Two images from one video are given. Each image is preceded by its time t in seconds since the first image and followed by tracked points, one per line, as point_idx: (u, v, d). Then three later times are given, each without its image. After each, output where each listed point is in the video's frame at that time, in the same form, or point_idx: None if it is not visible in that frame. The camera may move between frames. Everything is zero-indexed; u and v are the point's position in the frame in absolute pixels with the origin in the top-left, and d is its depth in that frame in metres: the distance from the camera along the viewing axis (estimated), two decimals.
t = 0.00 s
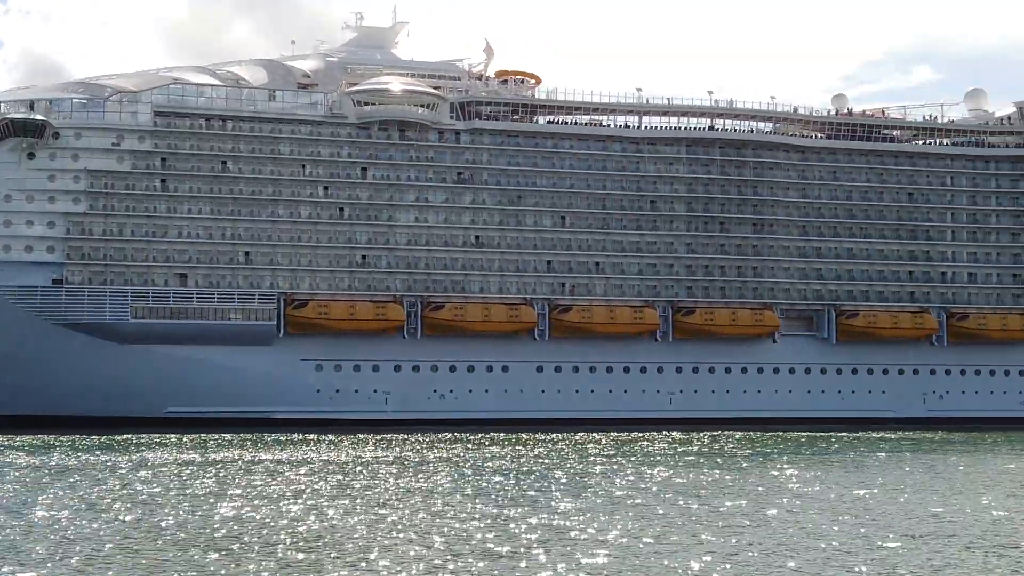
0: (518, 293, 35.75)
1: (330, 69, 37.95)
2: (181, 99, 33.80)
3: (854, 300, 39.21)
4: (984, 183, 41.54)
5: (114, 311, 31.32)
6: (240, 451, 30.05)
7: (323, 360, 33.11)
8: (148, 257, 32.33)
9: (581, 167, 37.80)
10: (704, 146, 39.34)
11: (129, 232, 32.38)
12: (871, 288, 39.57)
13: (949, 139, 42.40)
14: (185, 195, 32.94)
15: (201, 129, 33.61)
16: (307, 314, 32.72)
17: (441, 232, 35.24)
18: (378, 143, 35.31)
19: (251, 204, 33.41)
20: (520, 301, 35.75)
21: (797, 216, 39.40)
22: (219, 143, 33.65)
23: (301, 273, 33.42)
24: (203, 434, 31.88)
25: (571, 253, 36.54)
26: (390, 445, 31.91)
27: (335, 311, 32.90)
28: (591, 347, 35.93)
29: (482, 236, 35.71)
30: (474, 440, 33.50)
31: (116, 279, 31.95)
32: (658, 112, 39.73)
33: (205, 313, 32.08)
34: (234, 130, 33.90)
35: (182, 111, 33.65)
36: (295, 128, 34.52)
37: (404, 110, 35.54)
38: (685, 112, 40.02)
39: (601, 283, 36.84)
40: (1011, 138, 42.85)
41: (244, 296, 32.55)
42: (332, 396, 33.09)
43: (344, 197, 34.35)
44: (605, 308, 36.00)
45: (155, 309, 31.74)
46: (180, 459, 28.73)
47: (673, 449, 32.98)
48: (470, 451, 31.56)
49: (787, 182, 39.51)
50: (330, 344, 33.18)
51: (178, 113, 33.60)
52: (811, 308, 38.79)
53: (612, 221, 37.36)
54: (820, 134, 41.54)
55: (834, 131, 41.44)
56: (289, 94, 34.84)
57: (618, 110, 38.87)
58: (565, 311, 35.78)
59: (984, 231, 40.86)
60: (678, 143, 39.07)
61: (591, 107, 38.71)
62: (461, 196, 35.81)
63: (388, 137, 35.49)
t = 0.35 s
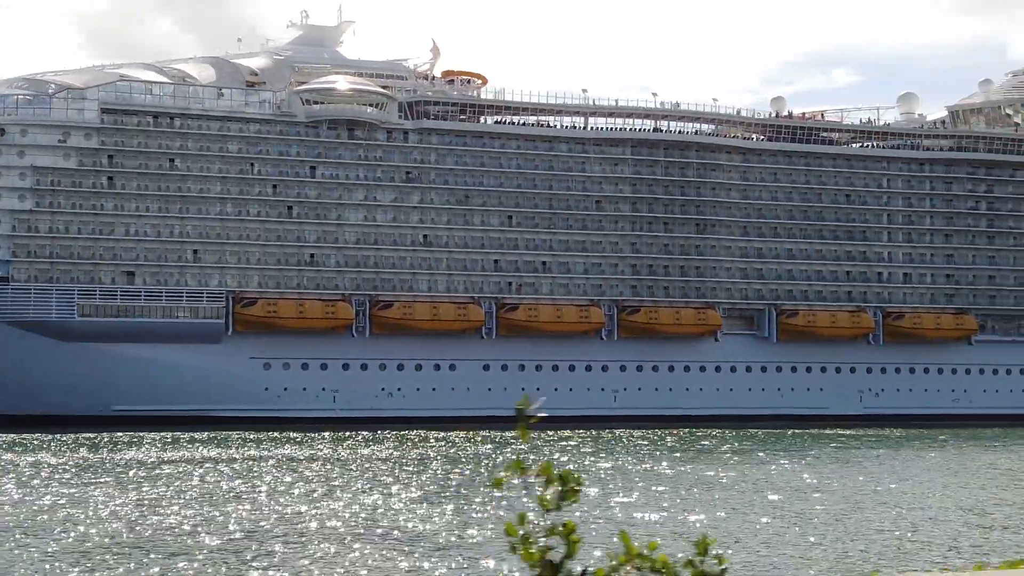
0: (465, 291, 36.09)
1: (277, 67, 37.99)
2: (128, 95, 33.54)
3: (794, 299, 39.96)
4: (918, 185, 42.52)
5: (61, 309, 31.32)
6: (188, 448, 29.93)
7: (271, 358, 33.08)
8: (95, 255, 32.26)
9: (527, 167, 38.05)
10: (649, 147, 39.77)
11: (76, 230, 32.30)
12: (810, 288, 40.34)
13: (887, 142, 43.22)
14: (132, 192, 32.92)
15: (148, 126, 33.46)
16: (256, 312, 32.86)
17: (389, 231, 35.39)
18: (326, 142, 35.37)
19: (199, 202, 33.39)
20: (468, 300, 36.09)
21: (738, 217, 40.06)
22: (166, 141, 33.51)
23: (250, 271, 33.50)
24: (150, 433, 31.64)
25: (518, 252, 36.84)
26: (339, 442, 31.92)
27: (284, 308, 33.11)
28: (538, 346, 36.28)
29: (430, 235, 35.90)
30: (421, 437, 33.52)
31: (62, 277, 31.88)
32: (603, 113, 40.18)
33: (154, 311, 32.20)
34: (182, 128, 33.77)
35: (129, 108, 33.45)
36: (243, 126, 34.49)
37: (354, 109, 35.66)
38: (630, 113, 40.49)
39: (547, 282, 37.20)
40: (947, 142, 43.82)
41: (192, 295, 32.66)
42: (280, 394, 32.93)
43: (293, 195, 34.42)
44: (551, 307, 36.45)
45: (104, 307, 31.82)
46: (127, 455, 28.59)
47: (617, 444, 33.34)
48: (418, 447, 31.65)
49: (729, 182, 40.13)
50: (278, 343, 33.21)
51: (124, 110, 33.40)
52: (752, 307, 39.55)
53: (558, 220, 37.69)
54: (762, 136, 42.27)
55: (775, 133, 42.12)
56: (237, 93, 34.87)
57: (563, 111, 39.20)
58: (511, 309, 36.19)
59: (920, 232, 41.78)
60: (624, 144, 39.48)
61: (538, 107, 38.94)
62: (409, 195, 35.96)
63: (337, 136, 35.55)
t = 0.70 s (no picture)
0: (412, 289, 36.24)
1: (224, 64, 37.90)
2: (74, 91, 33.40)
3: (734, 298, 40.67)
4: (855, 186, 43.39)
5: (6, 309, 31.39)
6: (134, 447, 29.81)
7: (217, 356, 32.99)
8: (40, 252, 32.06)
9: (473, 166, 38.25)
10: (593, 147, 40.16)
11: (21, 228, 32.08)
12: (750, 287, 41.05)
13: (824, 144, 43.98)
14: (78, 190, 32.81)
15: (94, 123, 33.35)
16: (203, 310, 32.79)
17: (337, 229, 35.45)
18: (273, 140, 35.35)
19: (146, 201, 33.40)
20: (414, 298, 36.24)
21: (681, 217, 40.62)
22: (112, 138, 33.49)
23: (197, 269, 33.55)
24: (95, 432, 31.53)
25: (464, 251, 37.09)
26: (287, 439, 31.95)
27: (230, 307, 33.09)
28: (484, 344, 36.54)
29: (377, 234, 36.04)
30: (368, 434, 33.61)
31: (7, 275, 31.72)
32: (549, 114, 40.51)
33: (99, 309, 32.11)
34: (129, 125, 33.70)
35: (76, 105, 33.35)
36: (190, 123, 34.41)
37: (300, 107, 35.49)
38: (575, 114, 40.86)
39: (493, 281, 37.47)
40: (881, 145, 44.57)
41: (138, 294, 32.58)
42: (226, 392, 32.86)
43: (241, 194, 34.43)
44: (498, 306, 36.72)
45: (49, 305, 31.65)
46: (74, 452, 28.50)
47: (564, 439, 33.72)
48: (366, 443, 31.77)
49: (672, 183, 40.66)
50: (224, 341, 33.12)
51: (70, 107, 33.31)
52: (694, 306, 40.12)
53: (504, 219, 37.94)
54: (702, 137, 42.47)
55: (716, 134, 42.49)
56: (183, 89, 34.63)
57: (510, 111, 39.36)
58: (457, 308, 36.43)
59: (856, 232, 42.66)
60: (569, 144, 39.81)
61: (484, 107, 39.05)
62: (357, 194, 36.07)
63: (284, 134, 35.52)
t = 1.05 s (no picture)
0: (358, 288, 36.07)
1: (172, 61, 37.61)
2: (18, 87, 33.14)
3: (674, 297, 41.13)
4: (791, 187, 44.28)
5: None
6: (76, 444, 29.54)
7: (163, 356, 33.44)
8: None
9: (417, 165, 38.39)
10: (536, 147, 40.58)
11: None
12: (690, 287, 41.57)
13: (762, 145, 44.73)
14: (21, 186, 32.38)
15: (39, 119, 33.19)
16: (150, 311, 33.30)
17: (284, 227, 35.32)
18: (218, 138, 35.35)
19: (90, 196, 33.08)
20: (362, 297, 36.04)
21: (623, 216, 41.13)
22: (57, 135, 33.31)
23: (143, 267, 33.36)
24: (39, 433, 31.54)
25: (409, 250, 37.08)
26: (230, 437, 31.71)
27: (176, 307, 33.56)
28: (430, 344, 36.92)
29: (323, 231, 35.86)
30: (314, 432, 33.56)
31: None
32: (493, 114, 40.85)
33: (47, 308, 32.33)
34: (73, 122, 33.58)
35: (19, 100, 33.09)
36: (135, 120, 34.37)
37: (247, 105, 35.64)
38: (518, 114, 41.27)
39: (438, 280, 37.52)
40: (816, 147, 45.34)
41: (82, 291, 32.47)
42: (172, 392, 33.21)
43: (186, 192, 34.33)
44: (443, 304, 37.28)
45: None
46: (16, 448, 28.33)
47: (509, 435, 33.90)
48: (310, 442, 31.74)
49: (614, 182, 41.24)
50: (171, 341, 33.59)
51: (14, 103, 33.05)
52: (635, 305, 40.64)
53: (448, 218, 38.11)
54: (641, 137, 42.94)
55: (656, 135, 43.05)
56: (128, 87, 34.63)
57: (455, 110, 39.62)
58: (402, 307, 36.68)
59: (791, 232, 43.39)
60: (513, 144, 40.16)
61: (429, 106, 39.21)
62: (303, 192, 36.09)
63: (230, 132, 35.59)
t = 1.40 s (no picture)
0: (303, 289, 36.40)
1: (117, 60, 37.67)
2: None
3: (616, 297, 41.68)
4: (729, 189, 44.99)
5: None
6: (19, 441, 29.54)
7: (107, 353, 33.11)
8: None
9: (362, 164, 38.47)
10: (481, 147, 40.83)
11: None
12: (632, 286, 42.09)
13: (702, 148, 45.30)
14: None
15: None
16: (95, 307, 33.07)
17: (230, 226, 35.52)
18: (165, 136, 35.36)
19: (32, 193, 33.21)
20: (306, 298, 36.42)
21: (566, 217, 41.57)
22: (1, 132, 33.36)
23: (89, 265, 33.43)
24: None
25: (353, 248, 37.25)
26: (174, 433, 31.70)
27: (122, 304, 33.41)
28: (376, 342, 37.07)
29: (267, 231, 36.07)
30: (259, 429, 33.57)
31: None
32: (439, 115, 41.09)
33: None
34: (17, 119, 33.65)
35: None
36: (80, 118, 34.39)
37: (192, 104, 35.68)
38: (463, 115, 41.57)
39: (383, 280, 37.76)
40: (754, 150, 46.13)
41: (26, 289, 32.54)
42: (115, 388, 32.94)
43: (130, 189, 34.37)
44: (389, 303, 37.38)
45: None
46: None
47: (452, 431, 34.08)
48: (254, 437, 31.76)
49: (556, 183, 41.68)
50: (114, 337, 33.27)
51: None
52: (577, 304, 41.18)
53: (393, 218, 38.28)
54: (586, 138, 43.57)
55: (598, 136, 43.65)
56: (72, 86, 34.60)
57: (400, 111, 39.78)
58: (347, 306, 36.90)
59: (726, 234, 44.20)
60: (458, 145, 40.38)
61: (374, 106, 39.34)
62: (249, 190, 36.17)
63: (177, 131, 35.58)
